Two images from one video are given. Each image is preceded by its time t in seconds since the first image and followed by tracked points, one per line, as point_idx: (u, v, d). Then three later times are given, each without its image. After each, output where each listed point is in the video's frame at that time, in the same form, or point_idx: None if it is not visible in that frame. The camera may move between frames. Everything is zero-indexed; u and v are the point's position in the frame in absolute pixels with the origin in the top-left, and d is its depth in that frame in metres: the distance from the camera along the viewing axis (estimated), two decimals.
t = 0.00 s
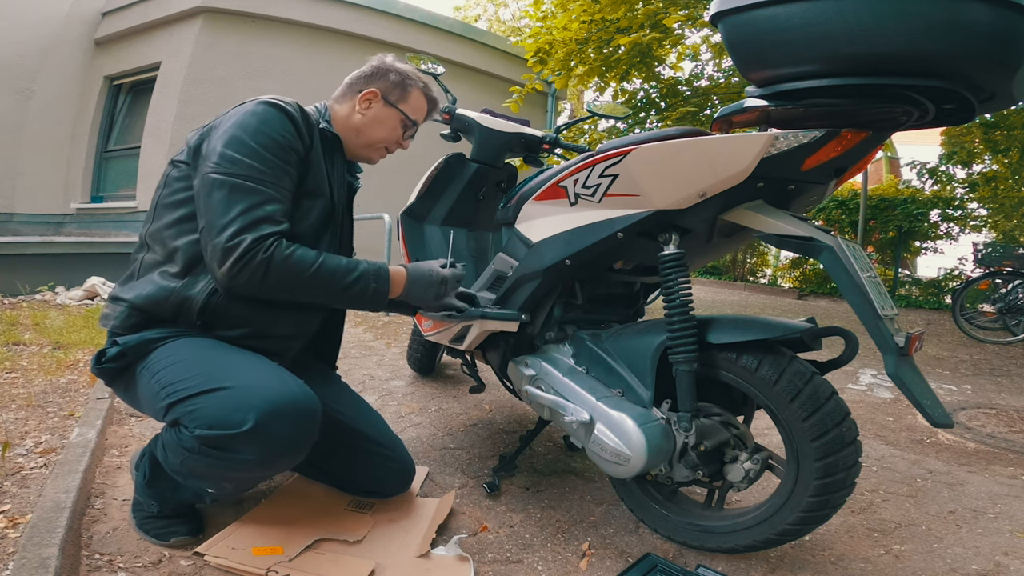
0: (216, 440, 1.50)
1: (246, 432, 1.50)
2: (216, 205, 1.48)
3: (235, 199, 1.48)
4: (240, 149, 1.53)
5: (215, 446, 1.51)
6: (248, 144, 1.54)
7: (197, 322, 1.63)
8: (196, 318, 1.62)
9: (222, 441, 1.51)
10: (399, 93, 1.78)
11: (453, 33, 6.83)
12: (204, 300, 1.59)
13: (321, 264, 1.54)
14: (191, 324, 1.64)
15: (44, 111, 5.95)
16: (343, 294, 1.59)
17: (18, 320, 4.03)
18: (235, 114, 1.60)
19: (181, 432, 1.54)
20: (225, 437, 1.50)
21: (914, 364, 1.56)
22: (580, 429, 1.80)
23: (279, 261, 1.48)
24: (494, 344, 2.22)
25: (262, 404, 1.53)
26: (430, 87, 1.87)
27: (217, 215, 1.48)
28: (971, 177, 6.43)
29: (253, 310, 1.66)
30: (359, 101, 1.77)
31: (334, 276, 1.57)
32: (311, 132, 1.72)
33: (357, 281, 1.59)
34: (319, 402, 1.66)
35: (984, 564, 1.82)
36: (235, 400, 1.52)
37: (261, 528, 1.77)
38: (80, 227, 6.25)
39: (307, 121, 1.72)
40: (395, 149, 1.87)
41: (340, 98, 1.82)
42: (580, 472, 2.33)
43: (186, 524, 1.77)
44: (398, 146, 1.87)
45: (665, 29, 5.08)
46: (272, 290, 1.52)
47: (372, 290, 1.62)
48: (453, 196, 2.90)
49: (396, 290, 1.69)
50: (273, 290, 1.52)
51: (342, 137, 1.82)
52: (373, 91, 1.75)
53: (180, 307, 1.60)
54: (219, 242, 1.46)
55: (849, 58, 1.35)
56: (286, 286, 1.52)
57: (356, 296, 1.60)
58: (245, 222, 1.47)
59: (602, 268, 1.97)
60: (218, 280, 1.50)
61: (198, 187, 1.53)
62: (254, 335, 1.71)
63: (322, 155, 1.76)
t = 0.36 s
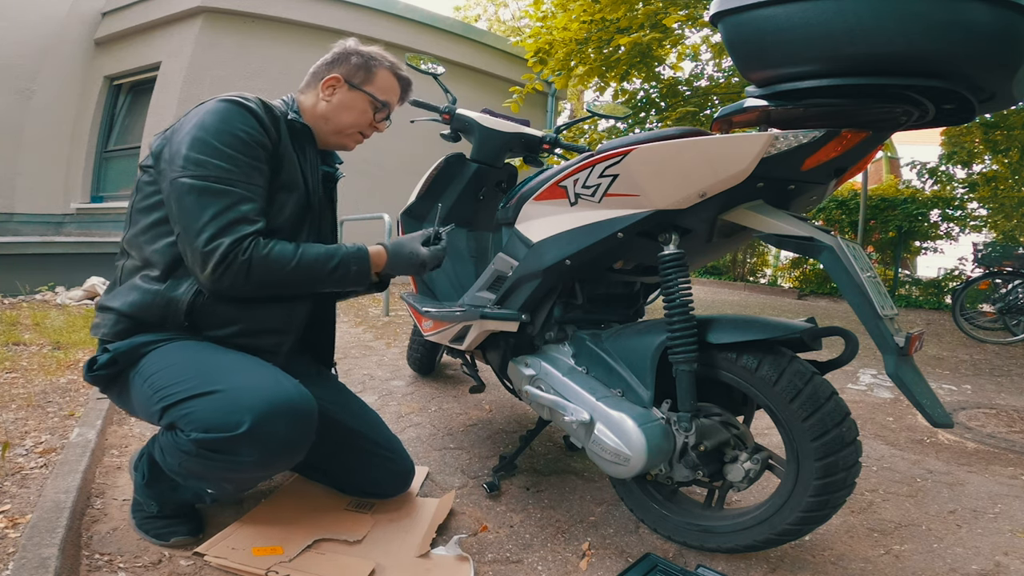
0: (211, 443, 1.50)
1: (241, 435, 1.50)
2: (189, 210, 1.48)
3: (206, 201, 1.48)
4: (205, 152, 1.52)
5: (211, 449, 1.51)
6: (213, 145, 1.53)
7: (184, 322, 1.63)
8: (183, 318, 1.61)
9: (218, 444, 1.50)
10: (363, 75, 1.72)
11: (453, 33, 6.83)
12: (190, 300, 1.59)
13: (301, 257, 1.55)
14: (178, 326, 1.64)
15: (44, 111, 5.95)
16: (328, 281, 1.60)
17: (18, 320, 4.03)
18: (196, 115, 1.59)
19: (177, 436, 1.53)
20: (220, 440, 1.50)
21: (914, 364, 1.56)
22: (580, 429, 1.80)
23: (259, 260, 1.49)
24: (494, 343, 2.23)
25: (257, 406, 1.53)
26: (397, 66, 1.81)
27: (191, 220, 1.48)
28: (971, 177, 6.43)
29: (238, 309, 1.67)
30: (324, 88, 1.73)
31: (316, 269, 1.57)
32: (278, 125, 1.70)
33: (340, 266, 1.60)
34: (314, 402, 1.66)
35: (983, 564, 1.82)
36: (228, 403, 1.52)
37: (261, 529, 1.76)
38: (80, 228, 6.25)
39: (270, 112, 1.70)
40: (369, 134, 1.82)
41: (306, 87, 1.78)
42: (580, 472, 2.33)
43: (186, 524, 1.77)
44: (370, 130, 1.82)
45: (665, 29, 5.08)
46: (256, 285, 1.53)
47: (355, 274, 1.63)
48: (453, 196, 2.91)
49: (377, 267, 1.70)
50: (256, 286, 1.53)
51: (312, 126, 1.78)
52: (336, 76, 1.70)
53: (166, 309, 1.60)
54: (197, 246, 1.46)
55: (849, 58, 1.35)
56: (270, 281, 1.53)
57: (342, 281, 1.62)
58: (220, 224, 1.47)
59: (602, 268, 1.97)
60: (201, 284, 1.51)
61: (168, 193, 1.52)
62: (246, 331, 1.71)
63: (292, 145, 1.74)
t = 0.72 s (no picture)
0: (189, 452, 1.49)
1: (218, 442, 1.49)
2: (122, 213, 1.43)
3: (137, 202, 1.42)
4: (135, 153, 1.47)
5: (190, 458, 1.50)
6: (142, 145, 1.48)
7: (149, 332, 1.60)
8: (146, 328, 1.58)
9: (196, 453, 1.49)
10: (305, 58, 1.62)
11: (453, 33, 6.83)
12: (147, 310, 1.55)
13: (246, 252, 1.49)
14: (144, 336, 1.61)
15: (44, 111, 5.95)
16: (279, 274, 1.54)
17: (18, 320, 4.03)
18: (124, 118, 1.54)
19: (156, 446, 1.52)
20: (197, 449, 1.49)
21: (914, 364, 1.56)
22: (580, 429, 1.81)
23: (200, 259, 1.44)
24: (494, 343, 2.22)
25: (232, 412, 1.52)
26: (348, 45, 1.69)
27: (126, 222, 1.43)
28: (971, 177, 6.43)
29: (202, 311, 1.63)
30: (269, 76, 1.65)
31: (266, 264, 1.51)
32: (216, 121, 1.64)
33: (292, 257, 1.54)
34: (292, 403, 1.65)
35: (983, 564, 1.82)
36: (202, 411, 1.51)
37: (260, 529, 1.76)
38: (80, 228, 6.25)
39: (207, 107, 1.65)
40: (325, 118, 1.72)
41: (256, 78, 1.72)
42: (580, 472, 2.33)
43: (185, 524, 1.77)
44: (325, 115, 1.71)
45: (665, 29, 5.08)
46: (203, 284, 1.47)
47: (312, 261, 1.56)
48: (453, 196, 2.92)
49: (339, 250, 1.62)
50: (203, 285, 1.48)
51: (264, 117, 1.72)
52: (278, 62, 1.62)
53: (127, 320, 1.57)
54: (134, 249, 1.41)
55: (849, 58, 1.35)
56: (216, 278, 1.48)
57: (296, 273, 1.56)
58: (155, 224, 1.42)
59: (602, 268, 1.97)
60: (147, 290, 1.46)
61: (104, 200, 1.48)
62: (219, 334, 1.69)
63: (236, 139, 1.69)
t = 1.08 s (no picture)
0: (163, 466, 1.50)
1: (190, 455, 1.49)
2: (42, 227, 1.36)
3: (55, 213, 1.36)
4: (47, 161, 1.39)
5: (166, 470, 1.51)
6: (52, 152, 1.40)
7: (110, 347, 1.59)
8: (106, 342, 1.57)
9: (171, 466, 1.50)
10: (239, 46, 1.58)
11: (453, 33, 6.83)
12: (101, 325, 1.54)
13: (182, 257, 1.43)
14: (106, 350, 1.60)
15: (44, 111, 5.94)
16: (223, 277, 1.48)
17: (18, 320, 4.03)
18: (32, 127, 1.45)
19: (133, 458, 1.53)
20: (172, 463, 1.49)
21: (914, 364, 1.56)
22: (580, 429, 1.81)
23: (131, 268, 1.38)
24: (494, 343, 2.22)
25: (202, 424, 1.50)
26: (282, 27, 1.65)
27: (47, 236, 1.37)
28: (971, 177, 6.43)
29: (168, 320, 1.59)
30: (200, 67, 1.59)
31: (206, 268, 1.46)
32: (131, 120, 1.56)
33: (237, 259, 1.48)
34: (263, 408, 1.63)
35: (983, 564, 1.82)
36: (170, 424, 1.50)
37: (261, 530, 1.77)
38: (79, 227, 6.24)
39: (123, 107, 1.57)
40: (269, 106, 1.68)
41: (184, 70, 1.65)
42: (579, 472, 2.33)
43: (186, 524, 1.76)
44: (270, 103, 1.68)
45: (665, 29, 5.08)
46: (139, 292, 1.41)
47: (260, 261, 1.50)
48: (453, 196, 2.91)
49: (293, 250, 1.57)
50: (140, 293, 1.42)
51: (201, 110, 1.66)
52: (209, 52, 1.56)
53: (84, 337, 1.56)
54: (60, 265, 1.36)
55: (850, 58, 1.35)
56: (154, 284, 1.42)
57: (242, 273, 1.50)
58: (78, 235, 1.36)
59: (601, 268, 1.97)
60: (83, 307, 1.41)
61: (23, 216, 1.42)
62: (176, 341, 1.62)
63: (161, 137, 1.61)
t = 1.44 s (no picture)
0: (123, 474, 1.47)
1: (144, 464, 1.46)
2: (53, 228, 1.36)
3: (67, 214, 1.35)
4: (61, 161, 1.39)
5: (123, 477, 1.49)
6: (65, 154, 1.40)
7: (105, 353, 1.61)
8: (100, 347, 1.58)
9: (127, 474, 1.48)
10: (261, 48, 1.58)
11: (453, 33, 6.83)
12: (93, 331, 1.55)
13: (205, 274, 1.44)
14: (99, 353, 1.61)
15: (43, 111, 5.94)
16: (242, 301, 1.49)
17: (18, 320, 4.03)
18: (44, 128, 1.46)
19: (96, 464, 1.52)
20: (127, 471, 1.47)
21: (914, 364, 1.56)
22: (580, 429, 1.80)
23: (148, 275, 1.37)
24: (494, 343, 2.22)
25: (160, 433, 1.47)
26: (302, 31, 1.66)
27: (58, 237, 1.36)
28: (971, 177, 6.43)
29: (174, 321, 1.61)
30: (218, 69, 1.58)
31: (222, 281, 1.46)
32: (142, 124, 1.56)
33: (259, 286, 1.49)
34: (229, 416, 1.58)
35: (984, 564, 1.82)
36: (127, 433, 1.47)
37: (260, 531, 1.76)
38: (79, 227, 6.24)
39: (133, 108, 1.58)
40: (285, 109, 1.69)
41: (198, 70, 1.64)
42: (580, 472, 2.33)
43: (186, 525, 1.76)
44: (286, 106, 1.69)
45: (665, 29, 5.09)
46: (154, 305, 1.41)
47: (283, 292, 1.51)
48: (453, 197, 2.91)
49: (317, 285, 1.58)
50: (155, 305, 1.42)
51: (215, 112, 1.66)
52: (229, 54, 1.56)
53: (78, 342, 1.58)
54: (71, 263, 1.35)
55: (849, 58, 1.35)
56: (171, 297, 1.42)
57: (263, 299, 1.50)
58: (92, 236, 1.35)
59: (601, 268, 1.97)
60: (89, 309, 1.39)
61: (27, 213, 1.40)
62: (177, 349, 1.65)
63: (172, 141, 1.62)
